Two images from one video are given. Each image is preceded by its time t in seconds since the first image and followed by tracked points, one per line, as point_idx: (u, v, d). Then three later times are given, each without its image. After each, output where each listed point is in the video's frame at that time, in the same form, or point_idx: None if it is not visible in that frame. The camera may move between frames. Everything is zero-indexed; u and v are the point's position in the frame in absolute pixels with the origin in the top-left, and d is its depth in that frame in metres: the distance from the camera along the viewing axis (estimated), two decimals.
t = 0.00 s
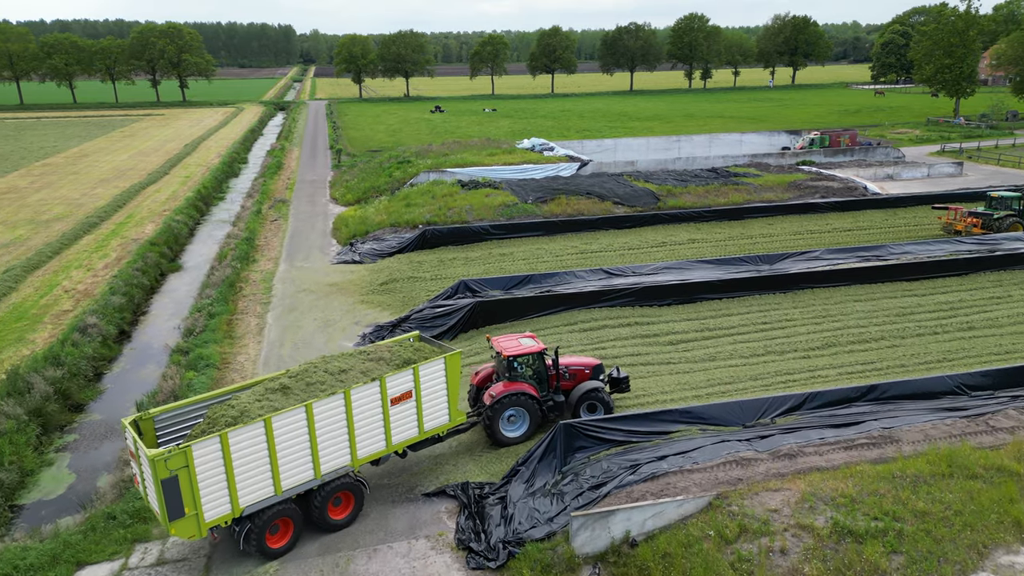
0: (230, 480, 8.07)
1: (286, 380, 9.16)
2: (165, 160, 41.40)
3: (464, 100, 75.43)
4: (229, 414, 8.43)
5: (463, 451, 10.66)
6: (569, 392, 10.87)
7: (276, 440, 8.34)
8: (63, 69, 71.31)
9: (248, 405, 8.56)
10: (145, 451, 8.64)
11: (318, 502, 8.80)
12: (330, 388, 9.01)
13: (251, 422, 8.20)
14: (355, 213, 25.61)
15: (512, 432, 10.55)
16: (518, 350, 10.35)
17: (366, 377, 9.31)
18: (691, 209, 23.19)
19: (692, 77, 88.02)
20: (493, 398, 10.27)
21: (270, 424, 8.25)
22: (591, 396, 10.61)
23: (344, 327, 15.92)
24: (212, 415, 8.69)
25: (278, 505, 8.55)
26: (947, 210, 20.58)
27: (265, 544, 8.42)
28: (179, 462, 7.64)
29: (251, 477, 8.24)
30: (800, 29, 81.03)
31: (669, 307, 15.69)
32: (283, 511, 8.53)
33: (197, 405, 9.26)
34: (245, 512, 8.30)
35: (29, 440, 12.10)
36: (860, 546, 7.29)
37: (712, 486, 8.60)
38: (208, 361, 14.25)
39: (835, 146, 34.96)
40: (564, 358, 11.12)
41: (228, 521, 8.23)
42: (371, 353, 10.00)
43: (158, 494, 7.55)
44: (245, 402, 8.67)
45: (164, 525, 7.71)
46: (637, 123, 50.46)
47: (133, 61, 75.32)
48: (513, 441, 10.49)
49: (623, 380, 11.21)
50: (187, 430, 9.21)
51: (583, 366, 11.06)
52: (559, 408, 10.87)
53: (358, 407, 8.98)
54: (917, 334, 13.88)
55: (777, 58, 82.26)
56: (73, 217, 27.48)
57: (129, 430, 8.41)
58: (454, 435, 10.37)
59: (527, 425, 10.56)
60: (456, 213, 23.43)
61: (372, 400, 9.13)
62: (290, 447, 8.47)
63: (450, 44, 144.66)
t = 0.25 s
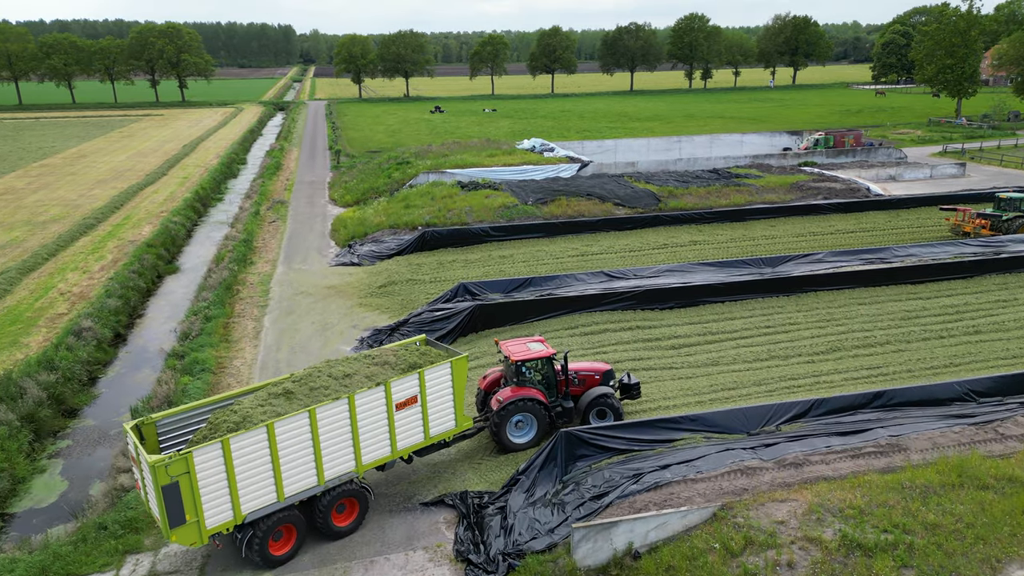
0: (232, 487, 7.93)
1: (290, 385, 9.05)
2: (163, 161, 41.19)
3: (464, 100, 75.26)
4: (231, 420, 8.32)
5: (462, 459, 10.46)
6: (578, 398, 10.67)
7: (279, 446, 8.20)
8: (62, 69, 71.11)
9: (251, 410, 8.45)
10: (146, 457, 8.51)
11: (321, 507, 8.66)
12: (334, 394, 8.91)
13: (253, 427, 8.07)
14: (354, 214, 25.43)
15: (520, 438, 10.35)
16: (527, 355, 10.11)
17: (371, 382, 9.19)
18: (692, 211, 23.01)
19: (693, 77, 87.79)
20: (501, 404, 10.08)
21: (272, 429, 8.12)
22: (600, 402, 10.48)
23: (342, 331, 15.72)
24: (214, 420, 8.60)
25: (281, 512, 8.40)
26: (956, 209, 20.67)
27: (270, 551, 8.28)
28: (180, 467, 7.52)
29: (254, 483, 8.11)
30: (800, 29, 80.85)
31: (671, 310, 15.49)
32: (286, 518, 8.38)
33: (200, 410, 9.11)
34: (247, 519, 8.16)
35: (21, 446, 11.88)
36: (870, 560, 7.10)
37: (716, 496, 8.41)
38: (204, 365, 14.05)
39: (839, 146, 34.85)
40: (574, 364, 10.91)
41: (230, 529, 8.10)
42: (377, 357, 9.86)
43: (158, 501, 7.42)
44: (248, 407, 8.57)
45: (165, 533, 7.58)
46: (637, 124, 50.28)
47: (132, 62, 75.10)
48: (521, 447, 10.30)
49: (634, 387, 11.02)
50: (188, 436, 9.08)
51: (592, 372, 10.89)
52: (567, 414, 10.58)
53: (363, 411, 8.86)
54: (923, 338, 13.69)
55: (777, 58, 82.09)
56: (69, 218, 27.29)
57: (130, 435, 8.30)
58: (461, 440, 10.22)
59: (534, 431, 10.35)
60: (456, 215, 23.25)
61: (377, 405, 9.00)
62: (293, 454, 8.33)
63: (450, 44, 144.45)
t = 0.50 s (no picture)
0: (235, 493, 7.78)
1: (295, 390, 8.88)
2: (161, 162, 41.01)
3: (464, 100, 75.09)
4: (236, 426, 8.17)
5: (461, 468, 10.24)
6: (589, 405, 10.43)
7: (283, 452, 8.04)
8: (61, 69, 70.92)
9: (256, 416, 8.29)
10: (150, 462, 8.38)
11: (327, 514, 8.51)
12: (340, 399, 8.71)
13: (257, 433, 7.90)
14: (353, 216, 25.22)
15: (530, 444, 10.20)
16: (537, 360, 9.97)
17: (377, 387, 9.01)
18: (694, 212, 22.80)
19: (693, 78, 87.56)
20: (511, 409, 9.91)
21: (277, 435, 7.95)
22: (613, 409, 10.18)
23: (340, 335, 15.51)
24: (219, 426, 8.49)
25: (286, 519, 8.25)
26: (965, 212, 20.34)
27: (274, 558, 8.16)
28: (183, 474, 7.39)
29: (258, 490, 7.95)
30: (801, 29, 80.63)
31: (674, 314, 15.28)
32: (292, 525, 8.24)
33: (206, 414, 8.98)
34: (252, 526, 8.01)
35: (13, 453, 11.67)
36: None
37: (721, 507, 8.19)
38: (199, 370, 13.85)
39: (844, 147, 34.62)
40: (586, 370, 10.73)
41: (234, 536, 7.94)
42: (384, 362, 9.70)
43: (161, 508, 7.30)
44: (252, 413, 8.44)
45: (167, 540, 7.45)
46: (638, 124, 50.09)
47: (131, 62, 74.90)
48: (531, 454, 10.13)
49: (647, 394, 10.76)
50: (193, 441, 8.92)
51: (605, 379, 10.68)
52: (578, 421, 10.45)
53: (369, 417, 8.66)
54: (929, 342, 13.48)
55: (777, 58, 81.89)
56: (66, 220, 27.10)
57: (134, 440, 8.18)
58: (470, 445, 10.02)
59: (545, 437, 10.21)
60: (455, 217, 23.03)
61: (383, 410, 8.80)
62: (298, 460, 8.15)
63: (450, 44, 144.23)
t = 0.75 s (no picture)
0: (241, 497, 7.66)
1: (301, 393, 8.78)
2: (160, 162, 40.85)
3: (464, 100, 74.98)
4: (240, 431, 8.06)
5: (460, 475, 10.09)
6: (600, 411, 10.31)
7: (290, 457, 7.92)
8: (60, 69, 70.74)
9: (262, 419, 8.19)
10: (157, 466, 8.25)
11: (334, 519, 8.40)
12: (347, 403, 8.60)
13: (263, 437, 7.78)
14: (351, 217, 25.06)
15: (539, 449, 10.07)
16: (548, 364, 9.85)
17: (386, 390, 8.89)
18: (696, 214, 22.64)
19: (694, 78, 87.44)
20: (520, 413, 9.81)
21: (283, 439, 7.84)
22: (623, 415, 10.09)
23: (338, 338, 15.34)
24: (223, 429, 8.29)
25: (291, 524, 8.13)
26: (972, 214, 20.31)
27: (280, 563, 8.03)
28: (187, 479, 7.25)
29: (264, 494, 7.83)
30: (801, 30, 80.50)
31: (675, 317, 15.12)
32: (297, 530, 8.12)
33: (213, 417, 8.85)
34: (258, 530, 7.89)
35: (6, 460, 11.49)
36: None
37: (726, 516, 8.03)
38: (195, 375, 13.68)
39: (849, 147, 34.46)
40: (597, 375, 10.59)
41: (240, 540, 7.83)
42: (392, 364, 9.57)
43: (166, 513, 7.16)
44: (258, 417, 8.30)
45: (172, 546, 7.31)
46: (638, 124, 49.96)
47: (130, 62, 74.71)
48: (539, 459, 10.01)
49: (661, 401, 10.54)
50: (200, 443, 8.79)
51: (617, 384, 10.51)
52: (589, 426, 10.31)
53: (376, 421, 8.56)
54: (934, 346, 13.32)
55: (778, 58, 81.79)
56: (63, 221, 26.93)
57: (139, 443, 8.05)
58: (477, 449, 9.92)
59: (554, 442, 10.06)
60: (455, 218, 22.86)
61: (391, 414, 8.69)
62: (304, 465, 8.04)
63: (450, 44, 144.11)
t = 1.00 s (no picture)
0: (249, 498, 7.65)
1: (311, 394, 8.75)
2: (159, 163, 40.73)
3: (464, 99, 74.84)
4: (250, 432, 8.03)
5: (459, 480, 9.98)
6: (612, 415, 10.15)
7: (299, 458, 7.90)
8: (59, 69, 70.58)
9: (271, 420, 8.16)
10: (166, 467, 8.26)
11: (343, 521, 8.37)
12: (357, 404, 8.55)
13: (272, 439, 7.76)
14: (351, 218, 24.93)
15: (549, 452, 9.94)
16: (560, 367, 9.69)
17: (395, 392, 8.82)
18: (697, 214, 22.52)
19: (694, 78, 87.29)
20: (530, 416, 9.68)
21: (292, 440, 7.82)
22: (636, 420, 9.92)
23: (337, 341, 15.21)
24: (233, 430, 8.29)
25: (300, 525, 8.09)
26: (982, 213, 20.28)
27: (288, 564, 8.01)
28: (196, 479, 7.25)
29: (273, 496, 7.82)
30: (801, 29, 80.34)
31: (677, 319, 14.99)
32: (307, 531, 8.09)
33: (222, 418, 8.79)
34: (266, 532, 7.87)
35: (1, 464, 11.36)
36: None
37: (730, 523, 7.90)
38: (193, 378, 13.55)
39: (854, 147, 34.33)
40: (611, 379, 10.40)
41: (249, 542, 7.82)
42: (402, 365, 9.51)
43: (175, 514, 7.15)
44: (268, 418, 8.26)
45: (181, 546, 7.31)
46: (639, 124, 49.83)
47: (130, 62, 74.57)
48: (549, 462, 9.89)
49: (675, 406, 10.44)
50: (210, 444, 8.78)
51: (631, 388, 10.31)
52: (600, 430, 10.20)
53: (385, 423, 8.53)
54: (939, 349, 13.19)
55: (778, 58, 81.65)
56: (61, 222, 26.80)
57: (149, 445, 8.04)
58: (488, 451, 9.86)
59: (565, 446, 9.89)
60: (455, 219, 22.72)
61: (401, 416, 8.66)
62: (313, 466, 8.01)
63: (450, 44, 143.95)
